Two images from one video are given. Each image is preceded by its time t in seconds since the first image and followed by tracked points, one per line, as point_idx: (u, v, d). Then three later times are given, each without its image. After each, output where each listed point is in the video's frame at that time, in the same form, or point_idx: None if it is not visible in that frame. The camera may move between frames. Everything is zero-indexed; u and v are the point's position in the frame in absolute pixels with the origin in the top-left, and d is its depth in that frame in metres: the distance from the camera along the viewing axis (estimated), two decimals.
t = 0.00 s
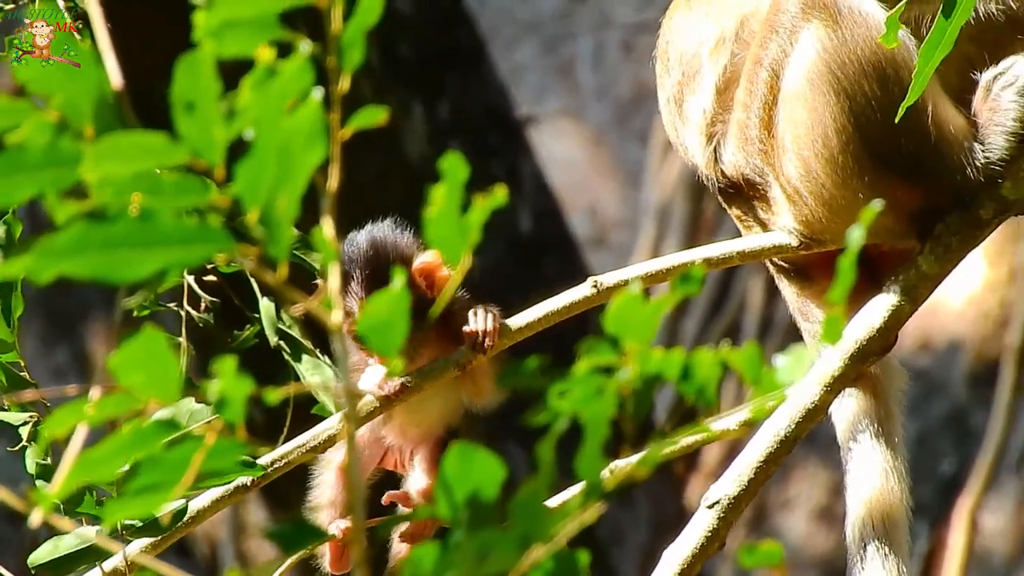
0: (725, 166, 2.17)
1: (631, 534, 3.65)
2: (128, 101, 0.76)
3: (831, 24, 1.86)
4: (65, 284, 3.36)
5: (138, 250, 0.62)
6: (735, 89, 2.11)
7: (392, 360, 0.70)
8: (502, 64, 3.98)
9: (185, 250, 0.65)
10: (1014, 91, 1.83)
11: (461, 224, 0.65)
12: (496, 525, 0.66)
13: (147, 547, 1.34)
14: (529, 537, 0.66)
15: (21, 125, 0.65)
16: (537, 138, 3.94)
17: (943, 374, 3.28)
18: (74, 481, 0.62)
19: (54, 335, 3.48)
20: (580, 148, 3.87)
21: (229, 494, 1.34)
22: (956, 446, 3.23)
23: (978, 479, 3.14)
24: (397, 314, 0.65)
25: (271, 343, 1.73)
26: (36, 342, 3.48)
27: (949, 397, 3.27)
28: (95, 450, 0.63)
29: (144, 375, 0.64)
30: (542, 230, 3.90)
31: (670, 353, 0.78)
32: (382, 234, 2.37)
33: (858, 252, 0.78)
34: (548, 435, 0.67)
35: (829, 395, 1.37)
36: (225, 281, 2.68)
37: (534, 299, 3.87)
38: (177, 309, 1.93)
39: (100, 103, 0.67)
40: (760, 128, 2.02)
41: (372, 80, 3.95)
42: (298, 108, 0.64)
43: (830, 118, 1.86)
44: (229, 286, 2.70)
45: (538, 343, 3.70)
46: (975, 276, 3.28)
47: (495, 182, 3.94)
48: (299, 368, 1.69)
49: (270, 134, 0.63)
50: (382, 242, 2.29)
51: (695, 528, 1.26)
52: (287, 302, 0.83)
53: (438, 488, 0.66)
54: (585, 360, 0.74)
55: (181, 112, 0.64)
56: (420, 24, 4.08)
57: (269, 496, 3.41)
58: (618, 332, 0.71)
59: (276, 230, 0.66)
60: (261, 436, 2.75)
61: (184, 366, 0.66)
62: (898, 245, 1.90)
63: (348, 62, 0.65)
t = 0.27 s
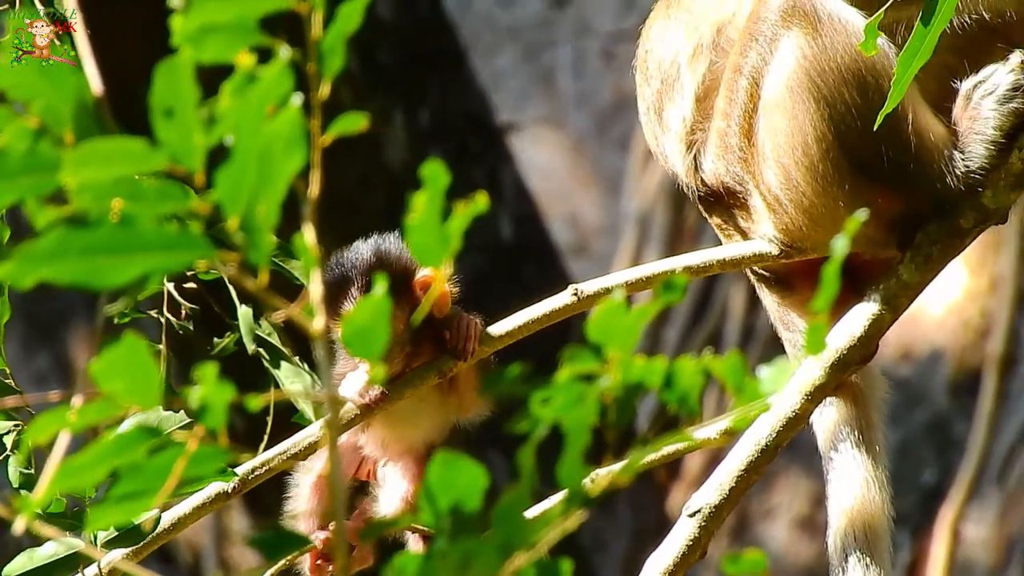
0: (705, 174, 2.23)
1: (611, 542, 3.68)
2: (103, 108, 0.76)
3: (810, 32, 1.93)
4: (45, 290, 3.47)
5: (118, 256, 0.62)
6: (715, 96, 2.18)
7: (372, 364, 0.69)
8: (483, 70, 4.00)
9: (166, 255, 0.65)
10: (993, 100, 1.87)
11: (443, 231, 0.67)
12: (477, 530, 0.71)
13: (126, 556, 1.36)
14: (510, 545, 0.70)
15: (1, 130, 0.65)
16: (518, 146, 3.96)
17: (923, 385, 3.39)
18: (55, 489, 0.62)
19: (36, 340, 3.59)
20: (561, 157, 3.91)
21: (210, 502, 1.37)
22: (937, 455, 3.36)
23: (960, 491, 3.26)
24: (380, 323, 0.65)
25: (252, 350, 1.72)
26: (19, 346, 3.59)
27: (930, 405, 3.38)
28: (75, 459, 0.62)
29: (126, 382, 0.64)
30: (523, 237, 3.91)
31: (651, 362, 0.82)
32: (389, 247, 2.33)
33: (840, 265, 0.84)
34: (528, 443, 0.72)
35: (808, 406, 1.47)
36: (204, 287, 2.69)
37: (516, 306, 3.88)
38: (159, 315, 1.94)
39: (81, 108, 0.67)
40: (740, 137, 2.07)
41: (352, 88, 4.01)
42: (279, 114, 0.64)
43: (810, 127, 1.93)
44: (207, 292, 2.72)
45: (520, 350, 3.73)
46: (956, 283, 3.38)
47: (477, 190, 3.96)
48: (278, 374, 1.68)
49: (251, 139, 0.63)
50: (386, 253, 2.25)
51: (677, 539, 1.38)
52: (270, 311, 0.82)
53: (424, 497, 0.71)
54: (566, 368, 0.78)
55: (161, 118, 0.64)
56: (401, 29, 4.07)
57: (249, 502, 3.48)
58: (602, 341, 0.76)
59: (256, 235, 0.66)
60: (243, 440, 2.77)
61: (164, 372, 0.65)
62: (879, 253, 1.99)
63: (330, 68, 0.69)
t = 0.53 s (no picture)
0: (696, 178, 2.23)
1: (603, 549, 3.73)
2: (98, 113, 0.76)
3: (802, 36, 1.94)
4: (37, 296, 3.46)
5: (111, 263, 0.62)
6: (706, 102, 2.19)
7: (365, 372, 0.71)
8: (477, 76, 4.02)
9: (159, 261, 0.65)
10: (984, 105, 1.88)
11: (435, 237, 0.69)
12: (470, 538, 0.71)
13: (116, 558, 1.36)
14: (503, 551, 0.71)
15: None
16: (511, 151, 3.97)
17: (915, 392, 3.39)
18: (47, 494, 0.62)
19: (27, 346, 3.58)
20: (553, 162, 3.91)
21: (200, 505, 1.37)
22: (928, 462, 3.37)
23: (952, 498, 3.29)
24: (372, 329, 0.67)
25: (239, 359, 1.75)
26: (11, 351, 3.59)
27: (922, 412, 3.39)
28: (69, 464, 0.63)
29: (119, 388, 0.64)
30: (516, 243, 3.92)
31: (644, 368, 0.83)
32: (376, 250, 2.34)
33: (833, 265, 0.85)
34: (524, 451, 0.73)
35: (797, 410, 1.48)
36: (193, 294, 2.69)
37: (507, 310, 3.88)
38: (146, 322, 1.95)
39: (75, 115, 0.67)
40: (731, 141, 2.08)
41: (345, 93, 4.02)
42: (273, 121, 0.65)
43: (801, 132, 1.94)
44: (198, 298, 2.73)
45: (510, 355, 3.74)
46: (949, 289, 3.39)
47: (469, 195, 3.97)
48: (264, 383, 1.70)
49: (245, 145, 0.63)
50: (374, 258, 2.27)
51: (665, 541, 1.38)
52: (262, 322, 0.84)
53: (415, 503, 0.71)
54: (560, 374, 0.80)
55: (155, 126, 0.65)
56: (394, 34, 4.10)
57: (241, 506, 3.48)
58: (594, 347, 0.77)
59: (250, 242, 0.66)
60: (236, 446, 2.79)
61: (157, 378, 0.66)
62: (870, 258, 2.00)
63: (324, 76, 0.69)
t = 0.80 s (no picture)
0: (690, 180, 2.22)
1: (601, 552, 3.75)
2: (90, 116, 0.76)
3: (795, 37, 1.94)
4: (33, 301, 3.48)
5: (108, 266, 0.62)
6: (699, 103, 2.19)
7: (362, 375, 0.71)
8: (473, 80, 4.04)
9: (155, 265, 0.65)
10: (978, 107, 1.89)
11: (431, 241, 0.70)
12: (466, 542, 0.72)
13: (111, 558, 1.34)
14: (498, 554, 0.71)
15: None
16: (508, 155, 4.00)
17: (913, 397, 3.41)
18: (44, 498, 0.62)
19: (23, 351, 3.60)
20: (550, 166, 3.94)
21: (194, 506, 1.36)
22: (926, 466, 3.38)
23: (950, 502, 3.29)
24: (367, 331, 0.67)
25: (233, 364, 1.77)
26: (8, 356, 3.60)
27: (920, 417, 3.40)
28: (64, 468, 0.63)
29: (115, 391, 0.64)
30: (512, 246, 3.96)
31: (641, 372, 0.84)
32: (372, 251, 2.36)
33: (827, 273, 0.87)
34: (518, 456, 0.72)
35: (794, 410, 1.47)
36: (190, 298, 2.70)
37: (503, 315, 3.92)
38: (142, 326, 1.95)
39: (69, 120, 0.68)
40: (725, 142, 2.08)
41: (342, 97, 4.03)
42: (267, 125, 0.65)
43: (794, 133, 1.94)
44: (192, 303, 2.73)
45: (508, 359, 3.74)
46: (946, 292, 3.39)
47: (466, 199, 3.99)
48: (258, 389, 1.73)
49: (239, 148, 0.64)
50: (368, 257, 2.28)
51: (659, 543, 1.40)
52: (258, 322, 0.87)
53: (411, 506, 0.71)
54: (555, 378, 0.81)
55: (151, 129, 0.65)
56: (391, 38, 4.10)
57: (237, 509, 3.48)
58: (590, 351, 0.79)
59: (244, 244, 0.66)
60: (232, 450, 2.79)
61: (154, 381, 0.65)
62: (864, 259, 2.00)
63: (318, 79, 0.70)
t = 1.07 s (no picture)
0: (685, 179, 2.22)
1: (599, 553, 3.76)
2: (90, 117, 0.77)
3: (792, 38, 1.94)
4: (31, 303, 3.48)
5: (105, 269, 0.63)
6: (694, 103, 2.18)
7: (360, 378, 0.72)
8: (470, 81, 4.04)
9: (153, 267, 0.65)
10: (974, 107, 1.90)
11: (429, 243, 0.70)
12: (465, 546, 0.72)
13: (105, 557, 1.35)
14: (498, 556, 0.72)
15: None
16: (506, 157, 4.00)
17: (911, 398, 3.40)
18: (43, 500, 0.62)
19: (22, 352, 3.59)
20: (548, 168, 3.95)
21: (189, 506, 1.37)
22: (923, 468, 3.39)
23: (947, 504, 3.30)
24: (364, 335, 0.68)
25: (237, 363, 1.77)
26: (6, 358, 3.60)
27: (918, 419, 3.39)
28: (61, 471, 0.63)
29: (114, 394, 0.64)
30: (510, 248, 3.97)
31: (639, 374, 0.85)
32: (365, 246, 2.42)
33: (826, 276, 0.88)
34: (516, 459, 0.72)
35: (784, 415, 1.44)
36: (189, 299, 2.70)
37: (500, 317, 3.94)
38: (141, 327, 1.95)
39: (68, 121, 0.68)
40: (720, 142, 2.07)
41: (340, 98, 4.04)
42: (266, 127, 0.65)
43: (790, 133, 1.94)
44: (192, 304, 2.74)
45: (506, 360, 3.75)
46: (945, 294, 3.39)
47: (464, 201, 4.00)
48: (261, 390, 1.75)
49: (237, 151, 0.64)
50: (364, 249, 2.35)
51: (653, 542, 1.42)
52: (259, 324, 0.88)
53: (409, 508, 0.71)
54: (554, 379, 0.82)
55: (150, 131, 0.65)
56: (388, 40, 4.09)
57: (236, 511, 3.48)
58: (588, 353, 0.79)
59: (243, 247, 0.67)
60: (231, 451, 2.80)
61: (151, 383, 0.66)
62: (859, 260, 2.01)
63: (317, 81, 0.71)
